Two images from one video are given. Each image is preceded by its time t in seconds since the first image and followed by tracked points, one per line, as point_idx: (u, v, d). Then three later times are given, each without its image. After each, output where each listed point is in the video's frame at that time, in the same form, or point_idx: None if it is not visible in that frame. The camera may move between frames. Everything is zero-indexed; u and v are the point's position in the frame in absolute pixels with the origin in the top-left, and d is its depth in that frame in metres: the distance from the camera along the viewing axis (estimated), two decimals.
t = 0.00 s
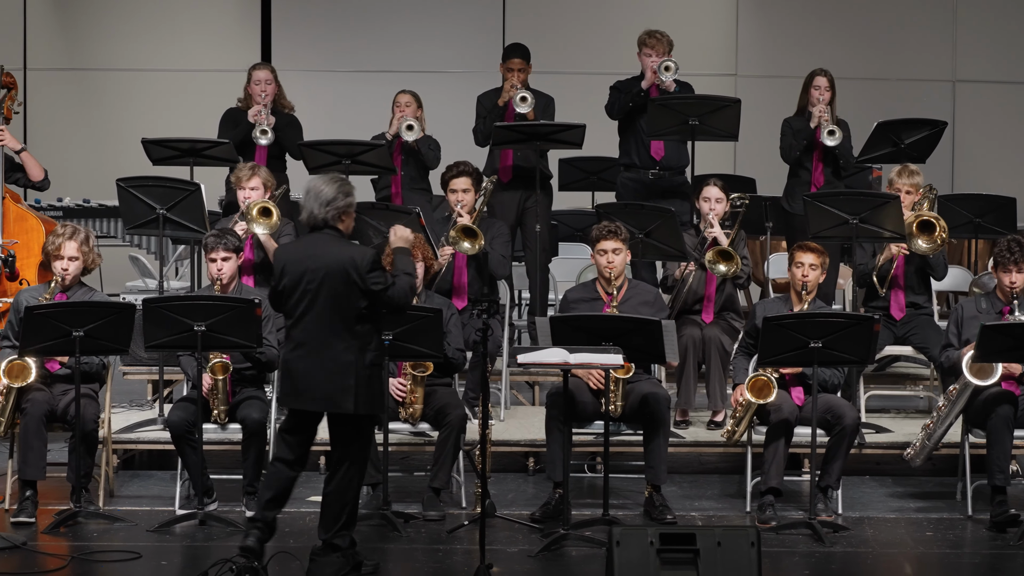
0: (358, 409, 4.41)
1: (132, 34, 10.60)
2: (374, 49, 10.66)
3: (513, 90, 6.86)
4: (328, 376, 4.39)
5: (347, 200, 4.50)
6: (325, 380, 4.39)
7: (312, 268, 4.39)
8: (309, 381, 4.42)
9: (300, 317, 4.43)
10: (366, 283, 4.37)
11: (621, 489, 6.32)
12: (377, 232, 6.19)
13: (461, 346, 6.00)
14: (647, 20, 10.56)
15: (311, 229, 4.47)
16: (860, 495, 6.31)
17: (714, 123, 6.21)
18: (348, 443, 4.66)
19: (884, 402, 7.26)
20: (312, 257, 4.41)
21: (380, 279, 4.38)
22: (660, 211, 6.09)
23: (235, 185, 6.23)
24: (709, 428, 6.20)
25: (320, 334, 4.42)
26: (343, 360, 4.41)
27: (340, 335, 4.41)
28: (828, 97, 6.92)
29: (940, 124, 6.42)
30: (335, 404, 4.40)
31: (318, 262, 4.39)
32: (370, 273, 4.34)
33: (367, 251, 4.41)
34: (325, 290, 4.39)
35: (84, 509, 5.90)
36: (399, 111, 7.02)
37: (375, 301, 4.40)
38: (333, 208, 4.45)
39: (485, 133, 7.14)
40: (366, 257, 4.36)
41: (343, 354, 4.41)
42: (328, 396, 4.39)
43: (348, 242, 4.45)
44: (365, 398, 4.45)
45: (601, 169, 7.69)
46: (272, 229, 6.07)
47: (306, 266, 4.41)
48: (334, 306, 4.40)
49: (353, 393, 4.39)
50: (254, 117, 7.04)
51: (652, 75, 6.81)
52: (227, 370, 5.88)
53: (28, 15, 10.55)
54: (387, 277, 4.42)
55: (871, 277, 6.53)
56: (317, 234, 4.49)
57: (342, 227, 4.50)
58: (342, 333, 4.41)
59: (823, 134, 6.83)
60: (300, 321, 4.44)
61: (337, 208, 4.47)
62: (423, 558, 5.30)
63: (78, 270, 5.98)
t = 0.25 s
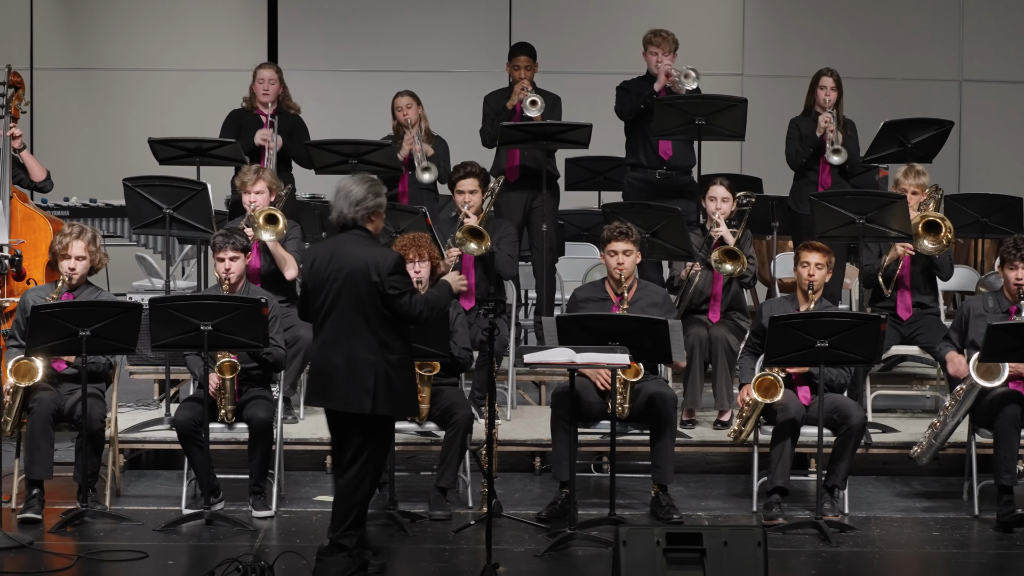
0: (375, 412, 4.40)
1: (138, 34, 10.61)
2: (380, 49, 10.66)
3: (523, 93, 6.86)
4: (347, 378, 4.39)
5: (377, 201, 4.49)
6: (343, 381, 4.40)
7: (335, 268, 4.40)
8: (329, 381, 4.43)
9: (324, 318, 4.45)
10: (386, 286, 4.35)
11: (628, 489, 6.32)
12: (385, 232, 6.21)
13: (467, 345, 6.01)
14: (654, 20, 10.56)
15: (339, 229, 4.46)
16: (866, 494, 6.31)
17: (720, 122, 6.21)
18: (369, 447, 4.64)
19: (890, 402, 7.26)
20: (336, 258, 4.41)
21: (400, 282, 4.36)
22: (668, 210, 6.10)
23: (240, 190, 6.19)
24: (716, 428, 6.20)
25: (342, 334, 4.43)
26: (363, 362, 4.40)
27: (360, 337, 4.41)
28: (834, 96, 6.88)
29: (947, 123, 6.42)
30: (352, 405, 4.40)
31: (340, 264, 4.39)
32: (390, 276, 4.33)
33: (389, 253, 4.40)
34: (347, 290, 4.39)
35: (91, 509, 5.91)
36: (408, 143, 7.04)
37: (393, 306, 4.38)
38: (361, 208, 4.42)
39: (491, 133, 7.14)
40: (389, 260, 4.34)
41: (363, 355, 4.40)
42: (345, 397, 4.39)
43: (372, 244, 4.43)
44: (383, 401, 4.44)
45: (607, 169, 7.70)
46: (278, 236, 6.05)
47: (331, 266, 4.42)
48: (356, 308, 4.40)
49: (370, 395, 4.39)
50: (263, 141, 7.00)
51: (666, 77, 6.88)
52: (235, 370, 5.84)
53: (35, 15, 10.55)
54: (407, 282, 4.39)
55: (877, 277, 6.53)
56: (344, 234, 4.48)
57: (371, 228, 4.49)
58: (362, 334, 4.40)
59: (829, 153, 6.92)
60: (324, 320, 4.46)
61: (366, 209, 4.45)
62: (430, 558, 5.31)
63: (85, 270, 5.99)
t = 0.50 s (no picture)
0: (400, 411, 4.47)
1: (145, 33, 10.61)
2: (386, 49, 10.67)
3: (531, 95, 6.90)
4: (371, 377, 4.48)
5: (406, 203, 4.58)
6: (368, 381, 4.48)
7: (364, 268, 4.50)
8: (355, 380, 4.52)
9: (353, 317, 4.55)
10: (412, 286, 4.45)
11: (635, 488, 6.32)
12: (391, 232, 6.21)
13: (474, 345, 6.01)
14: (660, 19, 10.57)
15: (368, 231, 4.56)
16: (873, 494, 6.31)
17: (726, 122, 6.20)
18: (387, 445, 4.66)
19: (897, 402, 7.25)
20: (365, 258, 4.51)
21: (426, 282, 4.45)
22: (675, 210, 6.09)
23: (247, 190, 6.20)
24: (723, 427, 6.20)
25: (369, 334, 4.52)
26: (388, 362, 4.49)
27: (386, 337, 4.50)
28: (840, 96, 6.89)
29: (954, 123, 6.41)
30: (375, 405, 4.48)
31: (369, 264, 4.49)
32: (416, 276, 4.42)
33: (416, 254, 4.50)
34: (374, 291, 4.49)
35: (97, 508, 5.91)
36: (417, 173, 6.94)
37: (420, 305, 4.47)
38: (390, 209, 4.52)
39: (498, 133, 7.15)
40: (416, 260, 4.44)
41: (388, 355, 4.49)
42: (369, 397, 4.48)
43: (400, 245, 4.53)
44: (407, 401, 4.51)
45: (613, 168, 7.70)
46: (285, 239, 6.06)
47: (359, 267, 4.52)
48: (382, 308, 4.49)
49: (394, 395, 4.46)
50: (266, 160, 6.80)
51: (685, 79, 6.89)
52: (245, 369, 5.87)
53: (42, 14, 10.56)
54: (434, 281, 4.48)
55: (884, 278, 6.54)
56: (374, 236, 4.58)
57: (399, 230, 4.59)
58: (388, 334, 4.49)
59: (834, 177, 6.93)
60: (353, 320, 4.56)
61: (395, 210, 4.54)
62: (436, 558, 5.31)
63: (92, 269, 5.99)
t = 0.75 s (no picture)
0: (434, 411, 4.52)
1: (151, 32, 10.61)
2: (392, 48, 10.66)
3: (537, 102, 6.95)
4: (407, 379, 4.54)
5: (433, 201, 4.57)
6: (404, 382, 4.55)
7: (394, 270, 4.53)
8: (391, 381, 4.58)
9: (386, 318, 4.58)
10: (440, 286, 4.45)
11: (641, 487, 6.32)
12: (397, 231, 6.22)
13: (480, 344, 6.03)
14: (666, 19, 10.57)
15: (397, 231, 4.58)
16: (880, 493, 6.31)
17: (734, 121, 6.20)
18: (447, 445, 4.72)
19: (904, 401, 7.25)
20: (393, 260, 4.53)
21: (453, 282, 4.45)
22: (682, 209, 6.08)
23: (256, 188, 6.22)
24: (729, 427, 6.21)
25: (402, 335, 4.56)
26: (422, 362, 4.52)
27: (418, 338, 4.53)
28: (848, 96, 6.92)
29: (962, 122, 6.39)
30: (413, 406, 4.54)
31: (398, 265, 4.51)
32: (443, 276, 4.43)
33: (443, 254, 4.49)
34: (404, 292, 4.51)
35: (105, 508, 5.91)
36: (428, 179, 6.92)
37: (450, 305, 4.47)
38: (418, 209, 4.52)
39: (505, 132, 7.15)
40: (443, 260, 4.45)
41: (421, 357, 4.53)
42: (406, 398, 4.55)
43: (429, 245, 4.53)
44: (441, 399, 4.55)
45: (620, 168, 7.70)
46: (294, 235, 6.06)
47: (389, 268, 4.55)
48: (413, 309, 4.51)
49: (430, 396, 4.51)
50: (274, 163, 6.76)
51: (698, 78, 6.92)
52: (253, 371, 5.82)
53: (49, 13, 10.57)
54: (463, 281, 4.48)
55: (891, 278, 6.61)
56: (405, 235, 4.60)
57: (430, 229, 4.59)
58: (421, 335, 4.52)
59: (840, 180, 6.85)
60: (386, 322, 4.60)
61: (422, 210, 4.54)
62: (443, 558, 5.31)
63: (99, 269, 5.98)
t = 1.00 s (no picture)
0: (466, 410, 4.59)
1: (158, 32, 10.63)
2: (400, 48, 10.67)
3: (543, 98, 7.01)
4: (438, 376, 4.60)
5: (466, 201, 4.63)
6: (435, 380, 4.61)
7: (425, 268, 4.59)
8: (422, 378, 4.64)
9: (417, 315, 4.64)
10: (472, 286, 4.51)
11: (649, 487, 6.32)
12: (405, 231, 6.22)
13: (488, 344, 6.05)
14: (674, 19, 10.57)
15: (431, 229, 4.63)
16: (888, 493, 6.30)
17: (742, 121, 6.20)
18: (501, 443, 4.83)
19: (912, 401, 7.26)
20: (426, 258, 4.59)
21: (485, 282, 4.51)
22: (690, 209, 6.07)
23: (269, 184, 6.26)
24: (737, 427, 6.21)
25: (433, 333, 4.62)
26: (453, 360, 4.59)
27: (450, 336, 4.59)
28: (856, 96, 6.92)
29: (970, 122, 6.39)
30: (444, 403, 4.60)
31: (431, 264, 4.56)
32: (475, 276, 4.49)
33: (475, 253, 4.55)
34: (435, 291, 4.57)
35: (112, 507, 5.91)
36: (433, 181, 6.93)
37: (482, 304, 4.55)
38: (452, 208, 4.58)
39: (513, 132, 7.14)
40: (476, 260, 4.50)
41: (453, 354, 4.59)
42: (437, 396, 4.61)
43: (460, 244, 4.59)
44: (473, 397, 4.61)
45: (628, 167, 7.71)
46: (305, 228, 6.08)
47: (420, 267, 4.60)
48: (444, 307, 4.57)
49: (461, 394, 4.58)
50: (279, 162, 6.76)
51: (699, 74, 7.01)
52: (257, 371, 5.83)
53: (57, 12, 10.59)
54: (494, 279, 4.54)
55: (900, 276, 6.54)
56: (437, 234, 4.66)
57: (462, 229, 4.64)
58: (452, 333, 4.59)
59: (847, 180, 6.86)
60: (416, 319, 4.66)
61: (456, 208, 4.60)
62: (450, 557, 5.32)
63: (107, 269, 5.97)
